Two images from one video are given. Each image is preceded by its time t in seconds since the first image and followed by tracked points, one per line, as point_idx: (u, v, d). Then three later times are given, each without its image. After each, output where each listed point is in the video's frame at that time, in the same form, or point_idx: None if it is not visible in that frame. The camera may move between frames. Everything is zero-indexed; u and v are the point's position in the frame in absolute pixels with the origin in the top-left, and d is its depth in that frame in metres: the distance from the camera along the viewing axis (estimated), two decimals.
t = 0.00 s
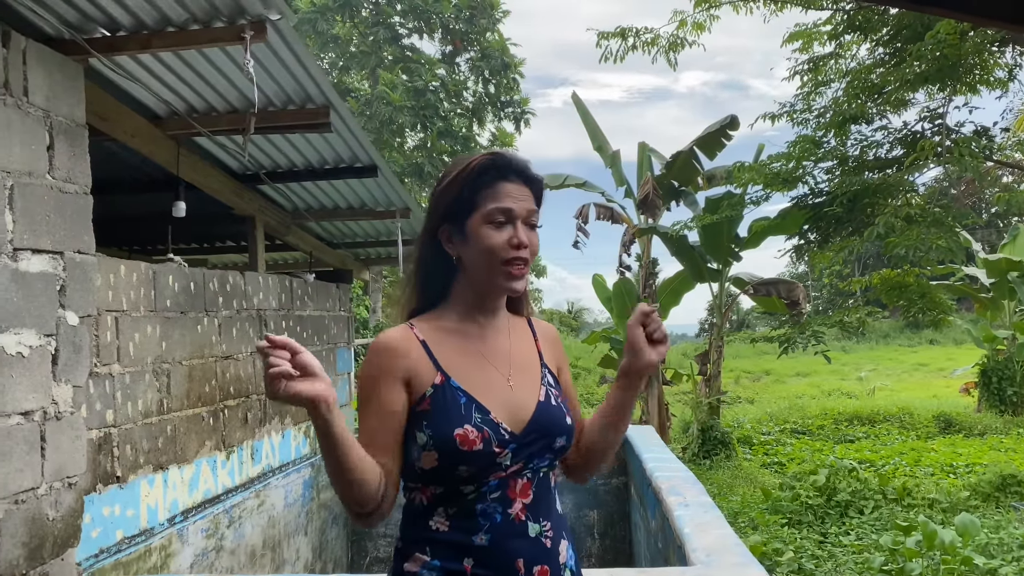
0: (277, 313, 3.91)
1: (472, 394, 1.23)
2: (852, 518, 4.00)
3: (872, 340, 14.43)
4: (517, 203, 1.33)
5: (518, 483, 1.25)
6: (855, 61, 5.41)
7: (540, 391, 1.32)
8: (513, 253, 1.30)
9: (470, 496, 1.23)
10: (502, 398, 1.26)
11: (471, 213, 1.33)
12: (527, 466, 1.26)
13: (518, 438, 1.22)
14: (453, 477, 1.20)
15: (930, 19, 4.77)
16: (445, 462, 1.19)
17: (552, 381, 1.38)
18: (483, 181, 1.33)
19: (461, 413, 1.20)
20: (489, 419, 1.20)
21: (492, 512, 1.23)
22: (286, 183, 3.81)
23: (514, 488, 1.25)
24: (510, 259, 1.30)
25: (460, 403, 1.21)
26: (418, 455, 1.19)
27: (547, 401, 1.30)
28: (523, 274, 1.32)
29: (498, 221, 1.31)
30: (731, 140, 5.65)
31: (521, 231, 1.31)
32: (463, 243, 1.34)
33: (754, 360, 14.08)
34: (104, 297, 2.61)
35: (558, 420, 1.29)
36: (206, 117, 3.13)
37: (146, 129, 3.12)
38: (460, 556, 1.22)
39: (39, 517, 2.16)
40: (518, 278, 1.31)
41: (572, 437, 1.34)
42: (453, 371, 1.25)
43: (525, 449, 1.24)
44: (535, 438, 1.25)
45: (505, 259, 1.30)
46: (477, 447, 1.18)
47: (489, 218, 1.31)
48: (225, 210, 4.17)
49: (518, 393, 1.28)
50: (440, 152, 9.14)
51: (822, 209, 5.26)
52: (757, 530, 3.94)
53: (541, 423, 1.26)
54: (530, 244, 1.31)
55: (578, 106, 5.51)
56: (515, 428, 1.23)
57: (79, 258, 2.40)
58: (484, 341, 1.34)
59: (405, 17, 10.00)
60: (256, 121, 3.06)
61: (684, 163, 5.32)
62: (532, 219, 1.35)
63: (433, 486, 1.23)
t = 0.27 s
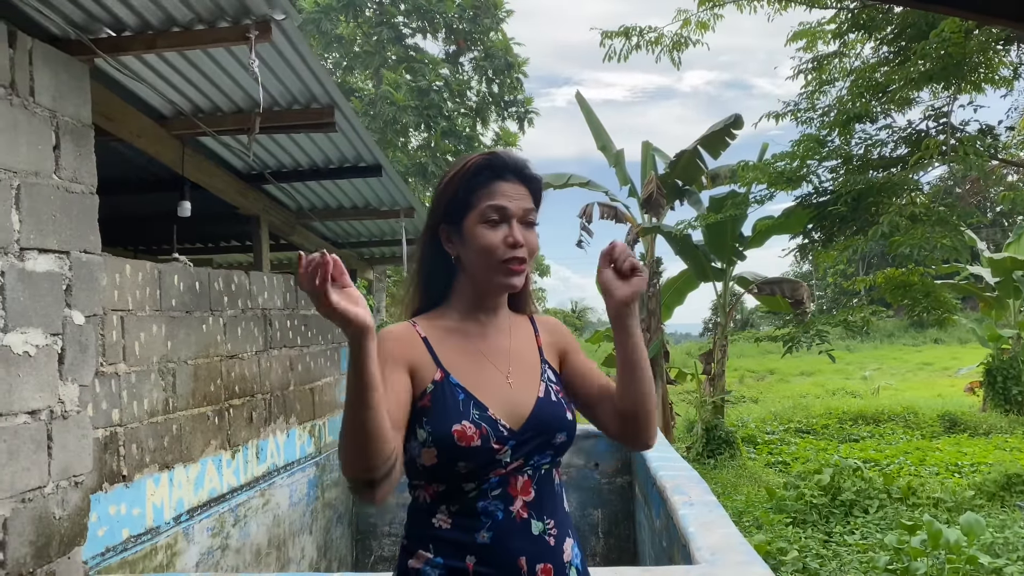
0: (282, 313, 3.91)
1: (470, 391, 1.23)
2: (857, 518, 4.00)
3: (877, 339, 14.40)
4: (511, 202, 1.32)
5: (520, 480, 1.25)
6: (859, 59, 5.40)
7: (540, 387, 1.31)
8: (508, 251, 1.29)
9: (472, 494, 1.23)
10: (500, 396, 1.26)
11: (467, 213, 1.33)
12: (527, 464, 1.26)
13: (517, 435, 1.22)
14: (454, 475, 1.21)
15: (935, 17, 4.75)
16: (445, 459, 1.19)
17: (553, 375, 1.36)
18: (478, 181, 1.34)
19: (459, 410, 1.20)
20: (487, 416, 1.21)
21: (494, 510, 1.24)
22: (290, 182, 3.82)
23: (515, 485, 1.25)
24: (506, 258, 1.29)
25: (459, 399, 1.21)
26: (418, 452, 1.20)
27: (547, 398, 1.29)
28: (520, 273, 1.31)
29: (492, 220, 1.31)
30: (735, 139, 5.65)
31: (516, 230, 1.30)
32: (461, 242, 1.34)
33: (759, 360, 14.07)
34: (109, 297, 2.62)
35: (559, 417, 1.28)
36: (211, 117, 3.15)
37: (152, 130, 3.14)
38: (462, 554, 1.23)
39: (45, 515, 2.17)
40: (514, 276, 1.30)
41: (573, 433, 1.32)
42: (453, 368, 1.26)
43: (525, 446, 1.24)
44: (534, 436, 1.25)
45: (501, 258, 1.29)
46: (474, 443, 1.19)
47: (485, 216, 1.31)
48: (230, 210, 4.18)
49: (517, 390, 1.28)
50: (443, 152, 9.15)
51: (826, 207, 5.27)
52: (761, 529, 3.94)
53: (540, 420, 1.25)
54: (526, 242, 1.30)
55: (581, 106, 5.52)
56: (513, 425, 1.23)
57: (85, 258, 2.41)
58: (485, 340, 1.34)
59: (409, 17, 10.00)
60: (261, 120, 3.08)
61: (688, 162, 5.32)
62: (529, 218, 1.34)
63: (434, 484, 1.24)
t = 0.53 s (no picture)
0: (287, 311, 3.92)
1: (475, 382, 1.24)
2: (862, 517, 3.99)
3: (881, 338, 14.37)
4: (507, 194, 1.30)
5: (523, 476, 1.26)
6: (864, 57, 5.39)
7: (542, 380, 1.31)
8: (505, 245, 1.28)
9: (476, 489, 1.24)
10: (501, 389, 1.27)
11: (464, 208, 1.33)
12: (530, 458, 1.26)
13: (520, 428, 1.23)
14: (458, 468, 1.21)
15: (940, 15, 4.74)
16: (448, 450, 1.20)
17: (555, 366, 1.35)
18: (473, 177, 1.33)
19: (462, 399, 1.21)
20: (490, 409, 1.21)
21: (498, 505, 1.24)
22: (295, 181, 3.83)
23: (519, 481, 1.25)
24: (503, 251, 1.28)
25: (463, 390, 1.22)
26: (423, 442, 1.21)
27: (550, 390, 1.29)
28: (518, 265, 1.30)
29: (488, 213, 1.29)
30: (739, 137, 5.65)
31: (512, 222, 1.28)
32: (460, 238, 1.34)
33: (763, 359, 14.05)
34: (116, 295, 2.63)
35: (562, 409, 1.28)
36: (217, 116, 3.16)
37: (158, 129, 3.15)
38: (466, 550, 1.24)
39: (53, 512, 2.18)
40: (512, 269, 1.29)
41: (576, 426, 1.31)
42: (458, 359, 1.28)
43: (528, 439, 1.24)
44: (537, 429, 1.25)
45: (498, 250, 1.28)
46: (477, 434, 1.19)
47: (480, 210, 1.30)
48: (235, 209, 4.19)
49: (519, 383, 1.30)
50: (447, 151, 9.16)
51: (831, 206, 5.27)
52: (766, 528, 3.95)
53: (542, 414, 1.25)
54: (523, 234, 1.29)
55: (586, 105, 5.52)
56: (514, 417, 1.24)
57: (92, 256, 2.42)
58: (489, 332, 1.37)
59: (413, 17, 10.02)
60: (266, 119, 3.09)
61: (692, 161, 5.33)
62: (528, 209, 1.32)
63: (439, 477, 1.25)
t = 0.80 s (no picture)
0: (291, 310, 3.93)
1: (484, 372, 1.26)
2: (867, 515, 3.99)
3: (885, 337, 14.34)
4: (503, 189, 1.38)
5: (530, 473, 1.26)
6: (868, 56, 5.39)
7: (548, 374, 1.32)
8: (505, 235, 1.34)
9: (483, 485, 1.24)
10: (508, 383, 1.28)
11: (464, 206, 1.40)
12: (536, 454, 1.27)
13: (526, 423, 1.24)
14: (464, 461, 1.22)
15: (944, 13, 4.73)
16: (455, 441, 1.21)
17: (563, 362, 1.36)
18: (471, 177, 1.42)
19: (470, 390, 1.22)
20: (497, 401, 1.22)
21: (504, 502, 1.24)
22: (300, 180, 3.84)
23: (525, 478, 1.26)
24: (503, 242, 1.34)
25: (472, 380, 1.24)
26: (431, 432, 1.23)
27: (556, 385, 1.30)
28: (518, 255, 1.35)
29: (487, 208, 1.37)
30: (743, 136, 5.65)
31: (509, 215, 1.36)
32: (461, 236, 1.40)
33: (767, 358, 14.03)
34: (121, 293, 2.64)
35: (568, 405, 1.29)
36: (222, 115, 3.17)
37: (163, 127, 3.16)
38: (472, 546, 1.24)
39: (59, 510, 2.19)
40: (512, 258, 1.34)
41: (584, 423, 1.33)
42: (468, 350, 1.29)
43: (534, 433, 1.25)
44: (543, 423, 1.26)
45: (496, 242, 1.34)
46: (483, 425, 1.20)
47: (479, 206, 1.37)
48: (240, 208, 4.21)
49: (526, 377, 1.30)
50: (451, 150, 9.17)
51: (834, 205, 5.23)
52: (770, 526, 3.95)
53: (547, 409, 1.26)
54: (519, 225, 1.35)
55: (589, 104, 5.52)
56: (521, 412, 1.25)
57: (98, 254, 2.43)
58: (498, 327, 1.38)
59: (416, 16, 10.03)
60: (271, 118, 3.10)
61: (696, 159, 5.34)
62: (523, 205, 1.39)
63: (447, 472, 1.25)
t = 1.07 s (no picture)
0: (295, 310, 3.94)
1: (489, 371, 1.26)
2: (871, 515, 3.98)
3: (888, 337, 14.32)
4: (507, 188, 1.38)
5: (535, 473, 1.27)
6: (871, 55, 5.38)
7: (553, 373, 1.32)
8: (508, 233, 1.35)
9: (488, 485, 1.25)
10: (512, 382, 1.28)
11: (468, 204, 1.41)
12: (542, 454, 1.27)
13: (531, 422, 1.24)
14: (469, 460, 1.23)
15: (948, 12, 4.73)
16: (460, 440, 1.21)
17: (568, 360, 1.36)
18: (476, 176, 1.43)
19: (475, 389, 1.23)
20: (501, 400, 1.23)
21: (509, 502, 1.25)
22: (304, 180, 3.85)
23: (530, 477, 1.26)
24: (507, 240, 1.34)
25: (477, 378, 1.24)
26: (436, 432, 1.23)
27: (561, 384, 1.30)
28: (522, 253, 1.35)
29: (490, 206, 1.38)
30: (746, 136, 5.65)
31: (513, 213, 1.36)
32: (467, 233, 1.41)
33: (770, 358, 14.02)
34: (126, 293, 2.65)
35: (572, 405, 1.29)
36: (225, 115, 3.18)
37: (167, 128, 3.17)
38: (477, 547, 1.24)
39: (65, 509, 2.19)
40: (516, 255, 1.34)
41: (588, 422, 1.32)
42: (474, 349, 1.30)
43: (539, 433, 1.25)
44: (548, 423, 1.26)
45: (500, 239, 1.35)
46: (488, 424, 1.20)
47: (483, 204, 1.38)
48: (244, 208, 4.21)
49: (531, 376, 1.30)
50: (454, 150, 9.18)
51: (838, 204, 5.27)
52: (774, 526, 3.97)
53: (552, 408, 1.27)
54: (523, 222, 1.36)
55: (592, 104, 5.52)
56: (526, 411, 1.26)
57: (103, 254, 2.44)
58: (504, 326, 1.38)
59: (419, 17, 10.04)
60: (274, 118, 3.11)
61: (699, 159, 5.33)
62: (527, 203, 1.40)
63: (452, 472, 1.26)
